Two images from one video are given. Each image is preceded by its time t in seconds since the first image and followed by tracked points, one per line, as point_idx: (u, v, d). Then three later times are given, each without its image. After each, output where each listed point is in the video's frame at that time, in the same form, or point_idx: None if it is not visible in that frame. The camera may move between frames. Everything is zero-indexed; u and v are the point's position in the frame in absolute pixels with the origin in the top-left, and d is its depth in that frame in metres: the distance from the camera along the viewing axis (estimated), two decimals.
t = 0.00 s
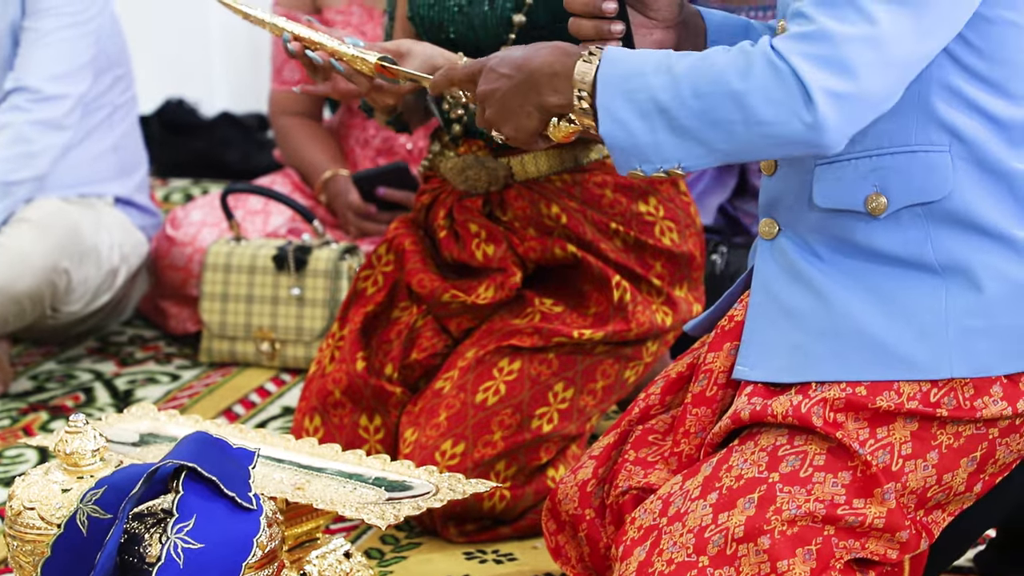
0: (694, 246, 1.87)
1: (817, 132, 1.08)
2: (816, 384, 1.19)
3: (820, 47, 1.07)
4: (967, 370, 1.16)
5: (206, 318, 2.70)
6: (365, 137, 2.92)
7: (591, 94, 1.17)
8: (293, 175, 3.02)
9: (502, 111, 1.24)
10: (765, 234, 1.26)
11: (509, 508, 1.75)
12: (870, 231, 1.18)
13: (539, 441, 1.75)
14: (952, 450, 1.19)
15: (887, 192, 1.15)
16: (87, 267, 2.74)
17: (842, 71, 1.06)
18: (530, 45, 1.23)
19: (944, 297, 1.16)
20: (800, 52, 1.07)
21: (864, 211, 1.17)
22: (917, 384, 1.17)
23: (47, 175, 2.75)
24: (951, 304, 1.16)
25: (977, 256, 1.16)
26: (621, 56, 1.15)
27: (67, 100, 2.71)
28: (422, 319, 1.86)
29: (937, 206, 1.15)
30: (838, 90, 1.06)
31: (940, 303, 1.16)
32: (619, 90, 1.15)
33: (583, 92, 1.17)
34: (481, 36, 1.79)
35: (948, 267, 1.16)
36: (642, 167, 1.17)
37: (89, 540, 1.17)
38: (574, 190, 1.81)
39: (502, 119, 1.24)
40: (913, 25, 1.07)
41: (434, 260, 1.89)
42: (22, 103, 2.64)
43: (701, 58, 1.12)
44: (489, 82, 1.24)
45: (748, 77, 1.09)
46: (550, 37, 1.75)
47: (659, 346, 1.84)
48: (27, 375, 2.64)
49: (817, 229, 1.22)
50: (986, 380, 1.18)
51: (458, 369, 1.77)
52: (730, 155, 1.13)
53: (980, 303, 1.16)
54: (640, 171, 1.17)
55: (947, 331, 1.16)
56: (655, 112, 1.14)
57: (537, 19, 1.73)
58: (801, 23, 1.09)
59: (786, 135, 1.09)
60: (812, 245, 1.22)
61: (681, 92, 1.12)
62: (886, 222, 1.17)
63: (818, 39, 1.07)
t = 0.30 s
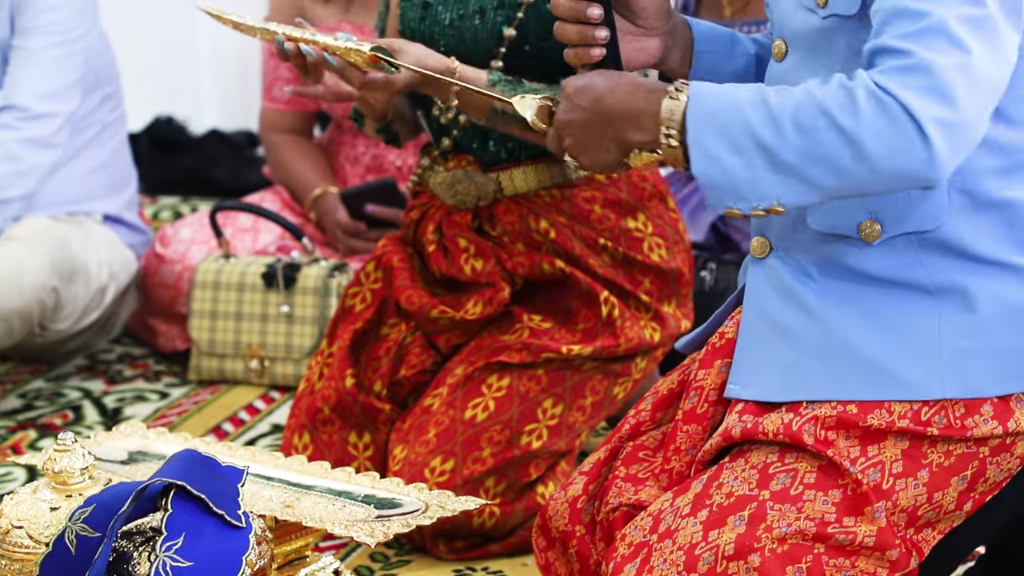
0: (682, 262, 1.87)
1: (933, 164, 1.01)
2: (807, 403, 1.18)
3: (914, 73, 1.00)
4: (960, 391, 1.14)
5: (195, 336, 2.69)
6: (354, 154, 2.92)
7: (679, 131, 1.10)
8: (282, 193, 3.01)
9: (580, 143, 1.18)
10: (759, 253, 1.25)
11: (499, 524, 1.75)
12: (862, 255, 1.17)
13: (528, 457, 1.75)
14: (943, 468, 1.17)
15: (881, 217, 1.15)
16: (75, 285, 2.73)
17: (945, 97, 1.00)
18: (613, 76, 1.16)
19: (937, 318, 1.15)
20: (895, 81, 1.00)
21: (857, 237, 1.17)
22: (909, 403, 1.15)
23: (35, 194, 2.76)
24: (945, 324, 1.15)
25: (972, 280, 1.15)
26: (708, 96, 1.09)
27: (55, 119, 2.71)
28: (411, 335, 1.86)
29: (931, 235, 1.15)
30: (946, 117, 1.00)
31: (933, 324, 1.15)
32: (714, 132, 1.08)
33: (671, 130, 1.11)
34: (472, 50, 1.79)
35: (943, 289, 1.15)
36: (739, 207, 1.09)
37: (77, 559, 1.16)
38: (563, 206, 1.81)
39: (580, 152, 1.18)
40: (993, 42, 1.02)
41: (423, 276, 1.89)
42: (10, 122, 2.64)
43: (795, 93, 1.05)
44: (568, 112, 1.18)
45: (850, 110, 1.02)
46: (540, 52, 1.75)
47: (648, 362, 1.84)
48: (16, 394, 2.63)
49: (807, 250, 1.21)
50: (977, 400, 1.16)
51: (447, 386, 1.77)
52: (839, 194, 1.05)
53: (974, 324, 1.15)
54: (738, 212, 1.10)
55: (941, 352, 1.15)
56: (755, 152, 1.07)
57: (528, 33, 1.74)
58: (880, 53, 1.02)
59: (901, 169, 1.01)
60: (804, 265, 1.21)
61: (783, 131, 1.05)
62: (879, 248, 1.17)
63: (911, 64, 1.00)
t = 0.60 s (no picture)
0: (671, 277, 1.87)
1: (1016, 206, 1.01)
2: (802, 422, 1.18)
3: (987, 121, 1.00)
4: (955, 413, 1.14)
5: (184, 352, 2.68)
6: (343, 169, 2.93)
7: (753, 162, 1.10)
8: (271, 208, 3.01)
9: (633, 158, 1.18)
10: (754, 269, 1.26)
11: (488, 539, 1.74)
12: (861, 283, 1.18)
13: (518, 472, 1.74)
14: (936, 488, 1.16)
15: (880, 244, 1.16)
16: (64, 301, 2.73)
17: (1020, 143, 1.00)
18: (683, 99, 1.16)
19: (934, 340, 1.15)
20: (970, 129, 1.00)
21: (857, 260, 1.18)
22: (904, 423, 1.14)
23: (23, 209, 2.76)
24: (942, 345, 1.14)
25: (971, 303, 1.14)
26: (781, 134, 1.09)
27: (44, 134, 2.72)
28: (400, 350, 1.86)
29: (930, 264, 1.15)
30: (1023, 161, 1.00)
31: (930, 346, 1.15)
32: (791, 172, 1.08)
33: (744, 160, 1.11)
34: (461, 65, 1.79)
35: (940, 311, 1.15)
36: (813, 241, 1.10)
37: None
38: (552, 220, 1.81)
39: (631, 167, 1.19)
40: None
41: (412, 291, 1.89)
42: None
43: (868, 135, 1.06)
44: (628, 127, 1.18)
45: (927, 157, 1.02)
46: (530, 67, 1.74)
47: (637, 377, 1.84)
48: (4, 410, 2.63)
49: (803, 272, 1.22)
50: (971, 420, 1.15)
51: (436, 402, 1.77)
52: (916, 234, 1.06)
53: (972, 344, 1.14)
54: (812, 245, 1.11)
55: (939, 377, 1.14)
56: (834, 193, 1.07)
57: (517, 48, 1.74)
58: (945, 98, 1.02)
59: (985, 213, 1.02)
60: (800, 290, 1.22)
61: (861, 175, 1.05)
62: (883, 273, 1.17)
63: (984, 112, 1.00)
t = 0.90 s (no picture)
0: (667, 293, 1.87)
1: (982, 263, 1.04)
2: (802, 443, 1.18)
3: (965, 180, 1.02)
4: (958, 437, 1.13)
5: (179, 369, 2.68)
6: (340, 185, 2.93)
7: (743, 165, 1.12)
8: (268, 226, 3.01)
9: (626, 122, 1.18)
10: (755, 286, 1.27)
11: (484, 557, 1.73)
12: (866, 307, 1.18)
13: (513, 489, 1.74)
14: (936, 510, 1.16)
15: (886, 269, 1.15)
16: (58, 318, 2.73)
17: (994, 205, 1.02)
18: (692, 86, 1.17)
19: (940, 365, 1.15)
20: (949, 184, 1.02)
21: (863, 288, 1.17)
22: (905, 446, 1.14)
23: (19, 227, 2.76)
24: (946, 371, 1.14)
25: (974, 329, 1.15)
26: (772, 148, 1.11)
27: (40, 152, 2.72)
28: (396, 367, 1.86)
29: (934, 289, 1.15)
30: (994, 222, 1.02)
31: (935, 371, 1.15)
32: (775, 185, 1.11)
33: (737, 160, 1.12)
34: (458, 82, 1.79)
35: (944, 335, 1.15)
36: (790, 251, 1.13)
37: None
38: (548, 237, 1.83)
39: (618, 130, 1.19)
40: None
41: (407, 308, 1.89)
42: None
43: (855, 164, 1.08)
44: (633, 92, 1.17)
45: (903, 202, 1.05)
46: (525, 84, 1.76)
47: (632, 393, 1.84)
48: None
49: (805, 291, 1.22)
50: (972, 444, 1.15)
51: (431, 419, 1.76)
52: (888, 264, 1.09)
53: (976, 369, 1.14)
54: (789, 253, 1.14)
55: (942, 402, 1.14)
56: (814, 214, 1.10)
57: (514, 66, 1.74)
58: (932, 145, 1.04)
59: (952, 263, 1.04)
60: (802, 308, 1.22)
61: (841, 203, 1.07)
62: (880, 299, 1.17)
63: (962, 171, 1.02)
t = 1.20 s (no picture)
0: (665, 311, 1.87)
1: (937, 281, 1.03)
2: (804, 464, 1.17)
3: (930, 198, 1.01)
4: (961, 457, 1.14)
5: (178, 388, 2.68)
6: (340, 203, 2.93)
7: (727, 145, 1.11)
8: (267, 244, 3.01)
9: (625, 81, 1.15)
10: (755, 302, 1.27)
11: None
12: (865, 324, 1.17)
13: (513, 507, 1.74)
14: (938, 532, 1.16)
15: (886, 287, 1.15)
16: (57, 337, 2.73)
17: (954, 224, 1.01)
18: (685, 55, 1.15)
19: (941, 386, 1.14)
20: (913, 199, 1.01)
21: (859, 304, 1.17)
22: (907, 467, 1.14)
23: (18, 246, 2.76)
24: (949, 392, 1.14)
25: (973, 349, 1.14)
26: (754, 134, 1.10)
27: (40, 171, 2.72)
28: (394, 386, 1.85)
29: (935, 307, 1.14)
30: (952, 242, 1.01)
31: (937, 393, 1.14)
32: (750, 170, 1.10)
33: (722, 136, 1.11)
34: (455, 102, 1.79)
35: (946, 354, 1.14)
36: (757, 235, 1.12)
37: None
38: (546, 255, 1.83)
39: (615, 90, 1.15)
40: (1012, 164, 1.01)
41: (406, 325, 1.89)
42: None
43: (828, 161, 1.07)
44: (635, 55, 1.14)
45: (868, 210, 1.04)
46: (522, 104, 1.76)
47: (632, 411, 1.84)
48: None
49: (806, 307, 1.21)
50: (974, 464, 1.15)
51: (431, 437, 1.76)
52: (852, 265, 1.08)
53: (977, 391, 1.14)
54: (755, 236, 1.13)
55: (943, 425, 1.14)
56: (781, 203, 1.08)
57: (510, 86, 1.75)
58: (904, 155, 1.03)
59: (908, 275, 1.04)
60: (803, 322, 1.22)
61: (809, 199, 1.07)
62: (882, 316, 1.16)
63: (927, 188, 1.01)
